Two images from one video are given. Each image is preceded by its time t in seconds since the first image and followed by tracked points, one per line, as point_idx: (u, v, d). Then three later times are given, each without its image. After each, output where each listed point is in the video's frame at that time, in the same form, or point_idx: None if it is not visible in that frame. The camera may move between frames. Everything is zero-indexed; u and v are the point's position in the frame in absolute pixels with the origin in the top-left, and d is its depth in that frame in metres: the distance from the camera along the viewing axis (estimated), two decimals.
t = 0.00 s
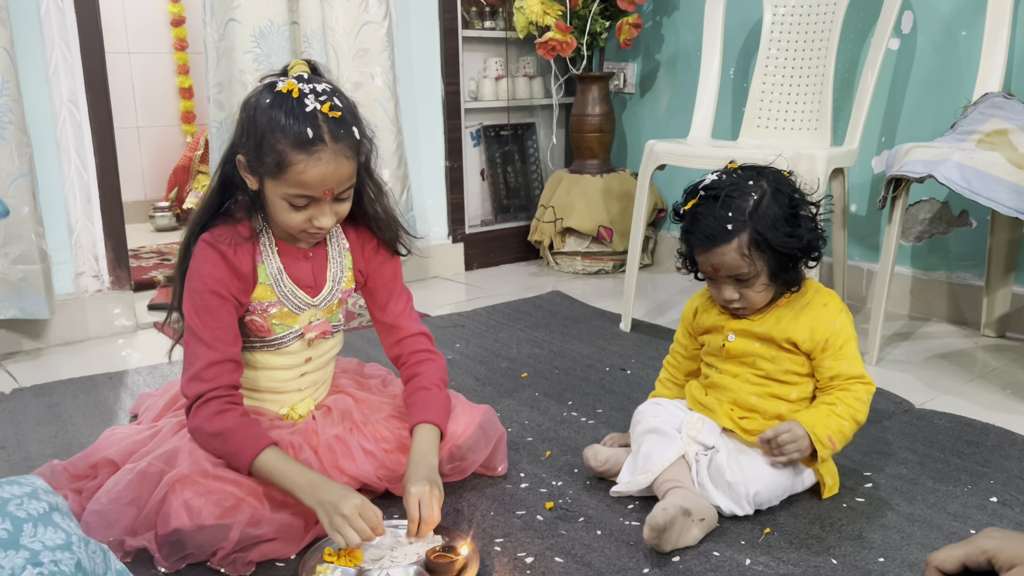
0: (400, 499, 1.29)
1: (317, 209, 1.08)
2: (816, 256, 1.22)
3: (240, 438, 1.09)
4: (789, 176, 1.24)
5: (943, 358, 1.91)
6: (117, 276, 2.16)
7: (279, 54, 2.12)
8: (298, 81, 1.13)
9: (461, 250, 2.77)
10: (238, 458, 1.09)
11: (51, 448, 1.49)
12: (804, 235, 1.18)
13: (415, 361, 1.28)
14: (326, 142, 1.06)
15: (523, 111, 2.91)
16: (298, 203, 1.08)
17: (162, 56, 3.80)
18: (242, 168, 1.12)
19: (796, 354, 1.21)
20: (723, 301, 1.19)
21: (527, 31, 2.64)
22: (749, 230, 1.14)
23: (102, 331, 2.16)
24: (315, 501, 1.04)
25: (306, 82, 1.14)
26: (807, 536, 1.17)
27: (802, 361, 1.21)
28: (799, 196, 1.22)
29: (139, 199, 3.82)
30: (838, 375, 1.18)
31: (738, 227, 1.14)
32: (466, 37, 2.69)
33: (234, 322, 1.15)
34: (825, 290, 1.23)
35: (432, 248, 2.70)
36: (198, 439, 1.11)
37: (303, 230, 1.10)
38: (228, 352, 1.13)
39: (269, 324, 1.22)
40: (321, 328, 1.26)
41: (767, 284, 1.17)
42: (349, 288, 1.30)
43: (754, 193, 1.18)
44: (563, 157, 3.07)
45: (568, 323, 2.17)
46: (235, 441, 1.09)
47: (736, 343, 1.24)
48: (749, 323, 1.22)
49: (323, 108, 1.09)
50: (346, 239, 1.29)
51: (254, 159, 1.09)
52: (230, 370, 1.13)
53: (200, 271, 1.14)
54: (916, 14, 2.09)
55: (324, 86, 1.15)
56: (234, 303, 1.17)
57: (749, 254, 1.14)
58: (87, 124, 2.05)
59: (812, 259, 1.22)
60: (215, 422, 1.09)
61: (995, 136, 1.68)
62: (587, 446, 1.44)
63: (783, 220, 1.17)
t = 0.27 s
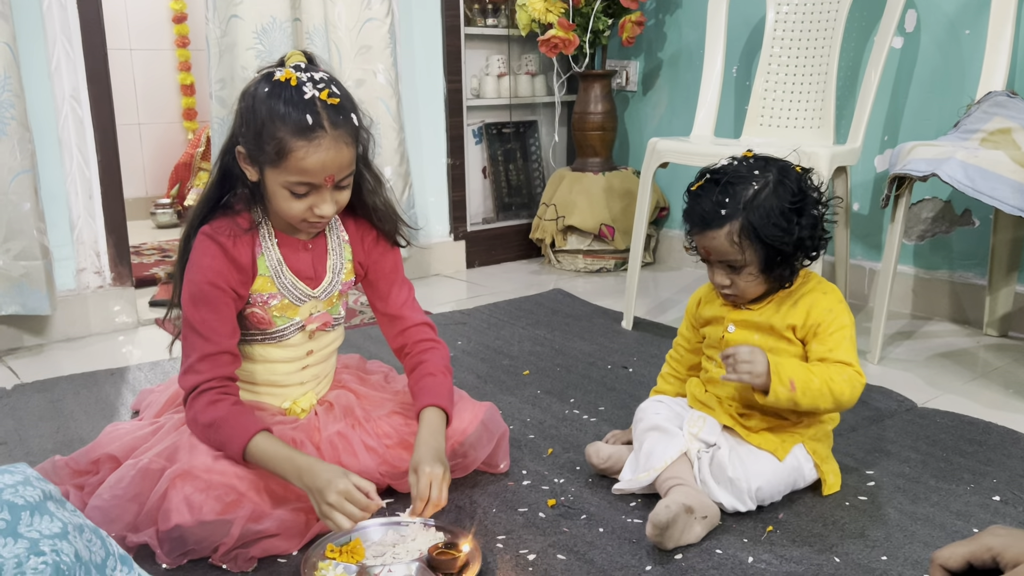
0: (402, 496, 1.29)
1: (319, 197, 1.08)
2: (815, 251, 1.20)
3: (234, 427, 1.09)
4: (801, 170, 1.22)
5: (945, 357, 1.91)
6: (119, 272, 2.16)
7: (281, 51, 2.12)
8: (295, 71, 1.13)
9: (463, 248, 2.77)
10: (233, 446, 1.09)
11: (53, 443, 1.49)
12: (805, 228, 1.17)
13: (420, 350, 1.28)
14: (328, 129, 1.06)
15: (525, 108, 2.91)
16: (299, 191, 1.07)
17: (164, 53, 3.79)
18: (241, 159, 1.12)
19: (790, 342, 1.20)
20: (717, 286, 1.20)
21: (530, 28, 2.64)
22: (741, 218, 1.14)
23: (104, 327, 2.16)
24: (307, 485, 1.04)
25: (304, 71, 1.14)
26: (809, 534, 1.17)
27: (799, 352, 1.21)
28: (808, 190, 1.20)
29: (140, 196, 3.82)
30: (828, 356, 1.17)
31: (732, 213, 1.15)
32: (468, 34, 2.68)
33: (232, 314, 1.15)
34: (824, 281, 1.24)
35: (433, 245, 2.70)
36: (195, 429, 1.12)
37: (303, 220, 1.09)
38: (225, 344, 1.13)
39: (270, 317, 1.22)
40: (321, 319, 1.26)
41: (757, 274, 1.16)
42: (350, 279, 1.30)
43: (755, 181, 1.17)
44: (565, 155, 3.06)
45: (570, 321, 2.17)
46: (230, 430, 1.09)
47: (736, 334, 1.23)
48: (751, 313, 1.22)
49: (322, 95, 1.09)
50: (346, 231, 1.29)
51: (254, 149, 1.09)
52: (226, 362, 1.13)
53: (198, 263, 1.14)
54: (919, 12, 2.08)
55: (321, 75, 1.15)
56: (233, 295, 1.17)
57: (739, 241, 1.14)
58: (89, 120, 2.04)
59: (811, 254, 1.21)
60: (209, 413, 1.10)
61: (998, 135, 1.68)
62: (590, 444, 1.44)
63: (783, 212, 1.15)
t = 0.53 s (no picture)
0: (404, 492, 1.29)
1: (311, 115, 1.16)
2: (825, 238, 1.20)
3: (230, 405, 1.08)
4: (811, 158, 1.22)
5: (948, 355, 1.90)
6: (121, 267, 2.16)
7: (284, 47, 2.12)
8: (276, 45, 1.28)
9: (465, 245, 2.77)
10: (231, 425, 1.08)
11: (55, 438, 1.49)
12: (814, 211, 1.17)
13: (417, 334, 1.29)
14: (309, 57, 1.19)
15: (528, 105, 2.91)
16: (293, 114, 1.15)
17: (166, 49, 3.79)
18: (233, 121, 1.20)
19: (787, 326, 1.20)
20: (723, 271, 1.20)
21: (533, 25, 2.63)
22: (750, 199, 1.14)
23: (106, 323, 2.16)
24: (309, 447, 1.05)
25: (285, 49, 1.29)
26: (812, 531, 1.16)
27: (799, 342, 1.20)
28: (819, 179, 1.19)
29: (142, 192, 3.82)
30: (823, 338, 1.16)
31: (740, 194, 1.15)
32: (471, 30, 2.68)
33: (231, 300, 1.15)
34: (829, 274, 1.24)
35: (435, 242, 2.70)
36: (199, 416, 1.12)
37: (300, 151, 1.16)
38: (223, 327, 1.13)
39: (271, 304, 1.22)
40: (321, 303, 1.25)
41: (765, 258, 1.17)
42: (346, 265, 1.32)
43: (764, 165, 1.17)
44: (567, 152, 3.06)
45: (572, 318, 2.17)
46: (226, 412, 1.08)
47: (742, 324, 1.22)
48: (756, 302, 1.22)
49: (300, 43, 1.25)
50: (341, 214, 1.32)
51: (243, 97, 1.18)
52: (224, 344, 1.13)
53: (194, 251, 1.15)
54: (923, 10, 2.08)
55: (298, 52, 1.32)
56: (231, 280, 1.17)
57: (747, 222, 1.14)
58: (91, 115, 2.04)
59: (821, 241, 1.20)
60: (208, 395, 1.09)
61: (1002, 133, 1.68)
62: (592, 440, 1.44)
63: (793, 197, 1.15)
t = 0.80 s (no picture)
0: (405, 488, 1.29)
1: (304, 115, 1.20)
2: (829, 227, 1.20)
3: (248, 356, 1.10)
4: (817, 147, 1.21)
5: (950, 353, 1.90)
6: (124, 264, 2.16)
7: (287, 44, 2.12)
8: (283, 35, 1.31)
9: (467, 242, 2.77)
10: (252, 375, 1.10)
11: (57, 433, 1.49)
12: (819, 199, 1.16)
13: (402, 308, 1.33)
14: (309, 55, 1.23)
15: (530, 103, 2.91)
16: (286, 109, 1.19)
17: (168, 46, 3.79)
18: (230, 107, 1.24)
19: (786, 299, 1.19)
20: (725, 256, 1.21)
21: (535, 22, 2.63)
22: (751, 186, 1.15)
23: (108, 319, 2.16)
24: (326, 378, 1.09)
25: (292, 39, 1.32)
26: (814, 528, 1.16)
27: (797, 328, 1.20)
28: (823, 167, 1.18)
29: (144, 189, 3.82)
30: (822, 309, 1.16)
31: (742, 181, 1.15)
32: (474, 28, 2.68)
33: (229, 265, 1.19)
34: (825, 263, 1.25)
35: (437, 239, 2.70)
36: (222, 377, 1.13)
37: (287, 144, 1.20)
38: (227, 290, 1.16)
39: (263, 275, 1.24)
40: (311, 274, 1.29)
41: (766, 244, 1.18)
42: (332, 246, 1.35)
43: (767, 154, 1.16)
44: (570, 150, 3.06)
45: (574, 316, 2.17)
46: (244, 363, 1.10)
47: (742, 315, 1.22)
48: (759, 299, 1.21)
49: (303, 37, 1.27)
50: (323, 199, 1.35)
51: (242, 85, 1.21)
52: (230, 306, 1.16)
53: (191, 224, 1.19)
54: (927, 8, 2.07)
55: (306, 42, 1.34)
56: (230, 250, 1.21)
57: (747, 211, 1.15)
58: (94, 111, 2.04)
59: (824, 229, 1.19)
60: (224, 352, 1.12)
61: (1005, 131, 1.67)
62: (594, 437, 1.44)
63: (796, 183, 1.15)
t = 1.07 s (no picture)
0: (407, 485, 1.29)
1: (326, 111, 1.22)
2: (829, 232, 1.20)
3: (309, 347, 1.10)
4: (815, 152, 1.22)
5: (952, 352, 1.90)
6: (125, 261, 2.16)
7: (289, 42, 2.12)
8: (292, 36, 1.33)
9: (469, 240, 2.77)
10: (315, 366, 1.10)
11: (59, 430, 1.49)
12: (819, 203, 1.17)
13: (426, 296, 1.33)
14: (324, 52, 1.24)
15: (532, 101, 2.91)
16: (309, 107, 1.21)
17: (171, 44, 3.79)
18: (249, 109, 1.25)
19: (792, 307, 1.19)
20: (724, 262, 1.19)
21: (537, 20, 2.63)
22: (755, 188, 1.14)
23: (110, 317, 2.16)
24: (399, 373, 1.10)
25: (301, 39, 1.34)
26: (816, 527, 1.16)
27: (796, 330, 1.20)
28: (822, 171, 1.19)
29: (146, 186, 3.82)
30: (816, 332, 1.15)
31: (745, 183, 1.14)
32: (476, 26, 2.68)
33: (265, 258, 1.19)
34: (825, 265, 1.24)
35: (439, 237, 2.70)
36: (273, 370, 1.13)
37: (313, 139, 1.21)
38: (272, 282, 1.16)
39: (289, 269, 1.26)
40: (332, 271, 1.31)
41: (768, 248, 1.17)
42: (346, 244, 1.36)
43: (769, 157, 1.16)
44: (571, 148, 3.06)
45: (576, 314, 2.17)
46: (303, 353, 1.10)
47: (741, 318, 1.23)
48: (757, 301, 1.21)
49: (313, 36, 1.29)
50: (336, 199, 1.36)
51: (260, 87, 1.23)
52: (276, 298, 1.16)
53: (224, 220, 1.18)
54: (930, 6, 2.07)
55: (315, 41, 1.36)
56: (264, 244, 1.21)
57: (752, 213, 1.14)
58: (96, 108, 2.04)
59: (823, 233, 1.19)
60: (282, 343, 1.11)
61: (1008, 130, 1.67)
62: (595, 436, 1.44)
63: (797, 186, 1.15)
